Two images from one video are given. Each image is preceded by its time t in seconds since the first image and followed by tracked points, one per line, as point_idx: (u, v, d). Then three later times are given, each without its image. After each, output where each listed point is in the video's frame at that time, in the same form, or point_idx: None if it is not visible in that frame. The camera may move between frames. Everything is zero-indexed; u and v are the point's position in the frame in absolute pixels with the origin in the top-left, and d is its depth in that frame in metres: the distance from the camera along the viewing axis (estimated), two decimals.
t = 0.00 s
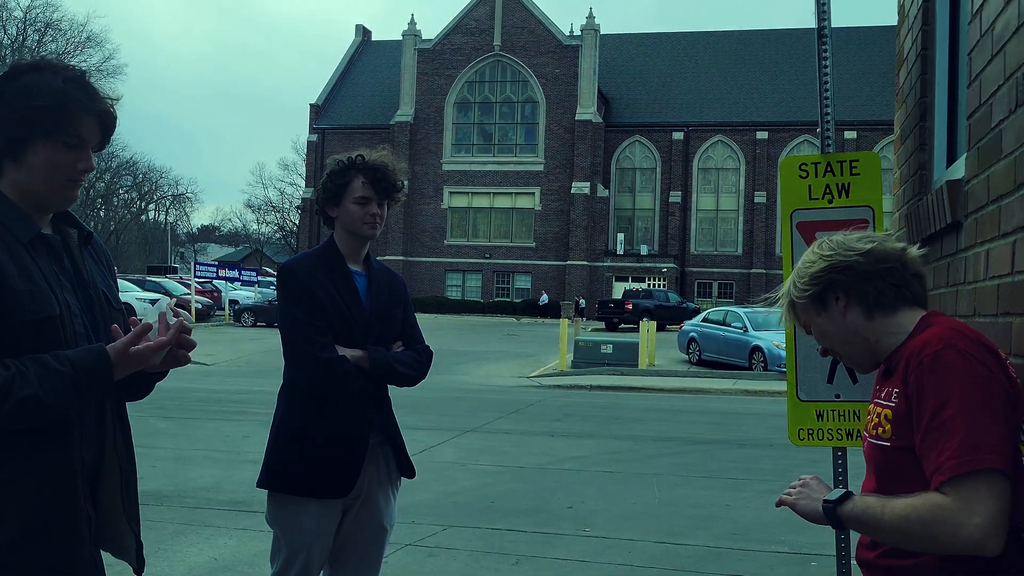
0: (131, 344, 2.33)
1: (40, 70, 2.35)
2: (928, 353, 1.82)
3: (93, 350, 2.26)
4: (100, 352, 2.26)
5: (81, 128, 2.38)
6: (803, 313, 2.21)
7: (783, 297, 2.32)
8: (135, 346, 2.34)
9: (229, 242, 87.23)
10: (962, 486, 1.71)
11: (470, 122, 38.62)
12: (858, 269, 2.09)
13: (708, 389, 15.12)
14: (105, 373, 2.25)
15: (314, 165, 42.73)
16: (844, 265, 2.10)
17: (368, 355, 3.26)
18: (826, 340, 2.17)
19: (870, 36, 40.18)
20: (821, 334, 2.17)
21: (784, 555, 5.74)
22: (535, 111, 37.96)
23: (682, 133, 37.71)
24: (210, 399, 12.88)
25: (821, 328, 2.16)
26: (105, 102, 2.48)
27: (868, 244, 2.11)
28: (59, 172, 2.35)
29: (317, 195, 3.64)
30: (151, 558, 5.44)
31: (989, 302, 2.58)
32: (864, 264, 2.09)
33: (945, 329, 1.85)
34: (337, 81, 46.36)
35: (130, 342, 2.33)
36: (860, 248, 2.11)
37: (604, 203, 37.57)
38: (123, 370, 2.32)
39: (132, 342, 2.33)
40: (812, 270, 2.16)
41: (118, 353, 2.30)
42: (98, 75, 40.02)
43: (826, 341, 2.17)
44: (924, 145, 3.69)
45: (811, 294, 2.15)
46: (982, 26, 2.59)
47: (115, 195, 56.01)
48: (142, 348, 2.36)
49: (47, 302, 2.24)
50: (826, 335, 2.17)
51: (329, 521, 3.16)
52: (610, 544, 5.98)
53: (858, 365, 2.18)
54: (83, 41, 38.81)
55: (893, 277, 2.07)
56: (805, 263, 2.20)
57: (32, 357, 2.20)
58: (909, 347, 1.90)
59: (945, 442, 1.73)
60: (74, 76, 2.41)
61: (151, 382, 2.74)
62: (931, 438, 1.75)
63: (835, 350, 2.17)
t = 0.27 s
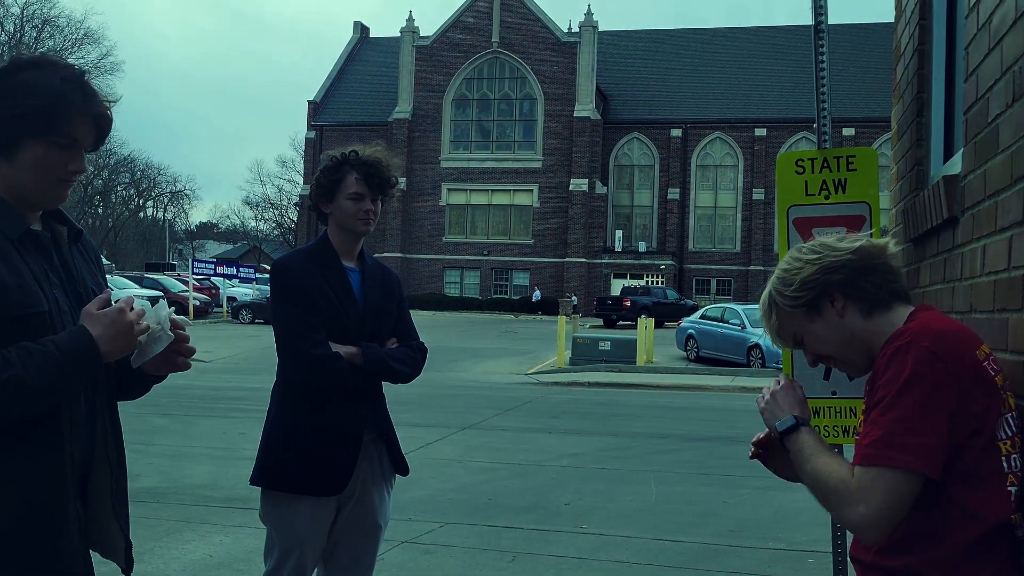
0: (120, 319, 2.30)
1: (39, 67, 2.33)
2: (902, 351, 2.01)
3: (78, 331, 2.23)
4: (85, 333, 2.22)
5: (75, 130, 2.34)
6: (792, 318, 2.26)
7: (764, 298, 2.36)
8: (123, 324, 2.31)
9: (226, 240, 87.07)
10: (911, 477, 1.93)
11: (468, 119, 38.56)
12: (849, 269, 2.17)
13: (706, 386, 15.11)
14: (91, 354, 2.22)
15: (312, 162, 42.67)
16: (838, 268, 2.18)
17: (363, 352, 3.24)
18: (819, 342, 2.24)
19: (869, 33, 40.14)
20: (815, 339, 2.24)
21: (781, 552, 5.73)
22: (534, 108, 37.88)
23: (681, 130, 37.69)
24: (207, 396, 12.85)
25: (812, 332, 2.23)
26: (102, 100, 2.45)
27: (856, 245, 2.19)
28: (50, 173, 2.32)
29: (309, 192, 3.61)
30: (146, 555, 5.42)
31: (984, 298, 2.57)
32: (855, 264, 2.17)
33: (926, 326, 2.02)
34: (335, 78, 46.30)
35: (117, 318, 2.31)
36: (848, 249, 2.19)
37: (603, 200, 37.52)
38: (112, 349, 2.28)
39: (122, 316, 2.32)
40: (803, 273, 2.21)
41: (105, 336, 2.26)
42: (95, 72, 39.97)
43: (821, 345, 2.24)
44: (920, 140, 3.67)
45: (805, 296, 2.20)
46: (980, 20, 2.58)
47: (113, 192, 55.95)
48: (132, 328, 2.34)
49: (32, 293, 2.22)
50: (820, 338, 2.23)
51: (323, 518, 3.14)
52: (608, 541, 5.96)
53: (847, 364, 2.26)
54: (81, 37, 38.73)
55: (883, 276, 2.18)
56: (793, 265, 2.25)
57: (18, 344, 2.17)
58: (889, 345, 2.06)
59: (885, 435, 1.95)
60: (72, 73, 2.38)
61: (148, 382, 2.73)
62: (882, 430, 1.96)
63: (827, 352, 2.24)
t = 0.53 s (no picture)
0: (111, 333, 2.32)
1: (28, 66, 2.29)
2: (892, 351, 2.01)
3: (69, 330, 2.22)
4: (75, 332, 2.22)
5: (63, 131, 2.31)
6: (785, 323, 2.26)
7: (754, 298, 2.35)
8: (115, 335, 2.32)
9: (226, 238, 87.03)
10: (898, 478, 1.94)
11: (468, 117, 38.51)
12: (843, 272, 2.16)
13: (706, 384, 15.08)
14: (80, 352, 2.21)
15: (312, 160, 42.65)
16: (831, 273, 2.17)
17: (356, 351, 3.22)
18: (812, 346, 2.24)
19: (869, 31, 40.06)
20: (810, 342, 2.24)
21: (780, 551, 5.71)
22: (534, 106, 37.83)
23: (681, 128, 37.65)
24: (206, 394, 12.83)
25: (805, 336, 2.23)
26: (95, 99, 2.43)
27: (848, 246, 2.19)
28: (38, 174, 2.29)
29: (302, 189, 3.58)
30: (143, 554, 5.40)
31: (982, 296, 2.55)
32: (849, 267, 2.16)
33: (917, 325, 2.02)
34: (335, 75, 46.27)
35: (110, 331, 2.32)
36: (840, 251, 2.18)
37: (603, 198, 37.50)
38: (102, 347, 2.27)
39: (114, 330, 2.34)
40: (796, 277, 2.20)
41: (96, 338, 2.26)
42: (95, 69, 39.93)
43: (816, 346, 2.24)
44: (919, 137, 3.65)
45: (800, 299, 2.19)
46: (978, 15, 2.55)
47: (113, 190, 55.94)
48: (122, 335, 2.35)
49: (19, 292, 2.19)
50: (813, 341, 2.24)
51: (316, 517, 3.11)
52: (606, 540, 5.94)
53: (840, 365, 2.27)
54: (80, 35, 38.72)
55: (876, 277, 2.17)
56: (783, 269, 2.23)
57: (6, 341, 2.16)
58: (881, 345, 2.05)
59: (870, 435, 1.95)
60: (63, 72, 2.35)
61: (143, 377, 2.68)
62: (867, 430, 1.97)
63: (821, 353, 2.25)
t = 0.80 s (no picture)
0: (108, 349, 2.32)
1: (26, 65, 2.28)
2: (900, 354, 1.98)
3: (69, 335, 2.23)
4: (75, 339, 2.22)
5: (59, 130, 2.30)
6: (791, 322, 2.24)
7: (762, 296, 2.32)
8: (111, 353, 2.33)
9: (232, 238, 87.20)
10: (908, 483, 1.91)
11: (474, 118, 38.50)
12: (854, 273, 2.13)
13: (711, 384, 15.04)
14: (78, 359, 2.21)
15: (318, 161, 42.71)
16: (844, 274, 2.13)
17: (359, 352, 3.20)
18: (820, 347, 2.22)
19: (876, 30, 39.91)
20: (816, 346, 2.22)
21: (785, 553, 5.67)
22: (540, 107, 37.80)
23: (686, 128, 37.59)
24: (211, 395, 12.83)
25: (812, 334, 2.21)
26: (92, 99, 2.42)
27: (860, 246, 2.15)
28: (37, 173, 2.27)
29: (305, 189, 3.57)
30: (145, 555, 5.38)
31: (992, 298, 2.52)
32: (860, 267, 2.13)
33: (927, 327, 1.99)
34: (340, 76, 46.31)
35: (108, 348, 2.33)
36: (851, 251, 2.15)
37: (608, 198, 37.46)
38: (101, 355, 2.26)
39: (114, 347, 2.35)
40: (805, 276, 2.17)
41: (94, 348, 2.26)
42: (102, 70, 40.04)
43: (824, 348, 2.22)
44: (926, 136, 3.62)
45: (809, 300, 2.16)
46: (986, 13, 2.52)
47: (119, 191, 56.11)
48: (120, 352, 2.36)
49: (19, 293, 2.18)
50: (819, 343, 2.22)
51: (318, 521, 3.10)
52: (611, 542, 5.92)
53: (847, 366, 2.25)
54: (87, 36, 38.85)
55: (886, 277, 2.14)
56: (792, 268, 2.21)
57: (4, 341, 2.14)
58: (890, 347, 2.03)
59: (877, 439, 1.93)
60: (59, 70, 2.35)
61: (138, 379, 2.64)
62: (872, 435, 1.94)
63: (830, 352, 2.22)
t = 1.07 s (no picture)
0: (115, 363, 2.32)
1: (26, 66, 2.28)
2: (914, 356, 1.95)
3: (80, 341, 2.22)
4: (85, 346, 2.22)
5: (59, 129, 2.30)
6: (802, 317, 2.21)
7: (774, 293, 2.29)
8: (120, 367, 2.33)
9: (243, 241, 87.49)
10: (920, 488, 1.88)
11: (482, 121, 38.51)
12: (868, 274, 2.11)
13: (721, 388, 14.97)
14: (89, 365, 2.21)
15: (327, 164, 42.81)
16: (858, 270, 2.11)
17: (366, 355, 3.19)
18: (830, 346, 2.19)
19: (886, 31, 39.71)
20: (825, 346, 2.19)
21: (795, 558, 5.63)
22: (548, 110, 37.79)
23: (695, 131, 37.53)
24: (220, 398, 12.85)
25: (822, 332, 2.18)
26: (92, 100, 2.42)
27: (877, 246, 2.13)
28: (37, 174, 2.28)
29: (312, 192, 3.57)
30: (154, 558, 5.38)
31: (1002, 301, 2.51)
32: (875, 268, 2.11)
33: (940, 329, 1.96)
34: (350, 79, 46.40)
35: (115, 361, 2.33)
36: (867, 252, 2.12)
37: (617, 201, 37.40)
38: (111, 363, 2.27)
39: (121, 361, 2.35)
40: (820, 275, 2.14)
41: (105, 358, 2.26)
42: (112, 74, 40.24)
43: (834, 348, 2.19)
44: (937, 137, 3.60)
45: (823, 298, 2.14)
46: (997, 13, 2.50)
47: (129, 194, 56.37)
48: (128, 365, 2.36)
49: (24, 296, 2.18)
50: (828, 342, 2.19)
51: (325, 525, 3.08)
52: (619, 546, 5.89)
53: (857, 367, 2.22)
54: (98, 41, 39.08)
55: (902, 280, 2.12)
56: (806, 267, 2.18)
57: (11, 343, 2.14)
58: (901, 349, 2.01)
59: (888, 442, 1.90)
60: (60, 71, 2.35)
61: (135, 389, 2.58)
62: (884, 437, 1.91)
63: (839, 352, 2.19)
